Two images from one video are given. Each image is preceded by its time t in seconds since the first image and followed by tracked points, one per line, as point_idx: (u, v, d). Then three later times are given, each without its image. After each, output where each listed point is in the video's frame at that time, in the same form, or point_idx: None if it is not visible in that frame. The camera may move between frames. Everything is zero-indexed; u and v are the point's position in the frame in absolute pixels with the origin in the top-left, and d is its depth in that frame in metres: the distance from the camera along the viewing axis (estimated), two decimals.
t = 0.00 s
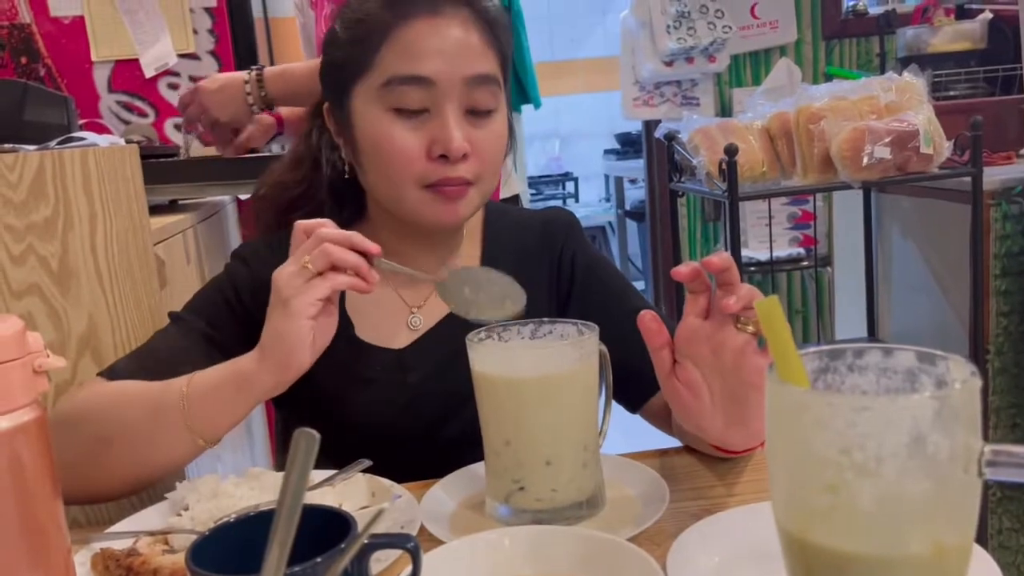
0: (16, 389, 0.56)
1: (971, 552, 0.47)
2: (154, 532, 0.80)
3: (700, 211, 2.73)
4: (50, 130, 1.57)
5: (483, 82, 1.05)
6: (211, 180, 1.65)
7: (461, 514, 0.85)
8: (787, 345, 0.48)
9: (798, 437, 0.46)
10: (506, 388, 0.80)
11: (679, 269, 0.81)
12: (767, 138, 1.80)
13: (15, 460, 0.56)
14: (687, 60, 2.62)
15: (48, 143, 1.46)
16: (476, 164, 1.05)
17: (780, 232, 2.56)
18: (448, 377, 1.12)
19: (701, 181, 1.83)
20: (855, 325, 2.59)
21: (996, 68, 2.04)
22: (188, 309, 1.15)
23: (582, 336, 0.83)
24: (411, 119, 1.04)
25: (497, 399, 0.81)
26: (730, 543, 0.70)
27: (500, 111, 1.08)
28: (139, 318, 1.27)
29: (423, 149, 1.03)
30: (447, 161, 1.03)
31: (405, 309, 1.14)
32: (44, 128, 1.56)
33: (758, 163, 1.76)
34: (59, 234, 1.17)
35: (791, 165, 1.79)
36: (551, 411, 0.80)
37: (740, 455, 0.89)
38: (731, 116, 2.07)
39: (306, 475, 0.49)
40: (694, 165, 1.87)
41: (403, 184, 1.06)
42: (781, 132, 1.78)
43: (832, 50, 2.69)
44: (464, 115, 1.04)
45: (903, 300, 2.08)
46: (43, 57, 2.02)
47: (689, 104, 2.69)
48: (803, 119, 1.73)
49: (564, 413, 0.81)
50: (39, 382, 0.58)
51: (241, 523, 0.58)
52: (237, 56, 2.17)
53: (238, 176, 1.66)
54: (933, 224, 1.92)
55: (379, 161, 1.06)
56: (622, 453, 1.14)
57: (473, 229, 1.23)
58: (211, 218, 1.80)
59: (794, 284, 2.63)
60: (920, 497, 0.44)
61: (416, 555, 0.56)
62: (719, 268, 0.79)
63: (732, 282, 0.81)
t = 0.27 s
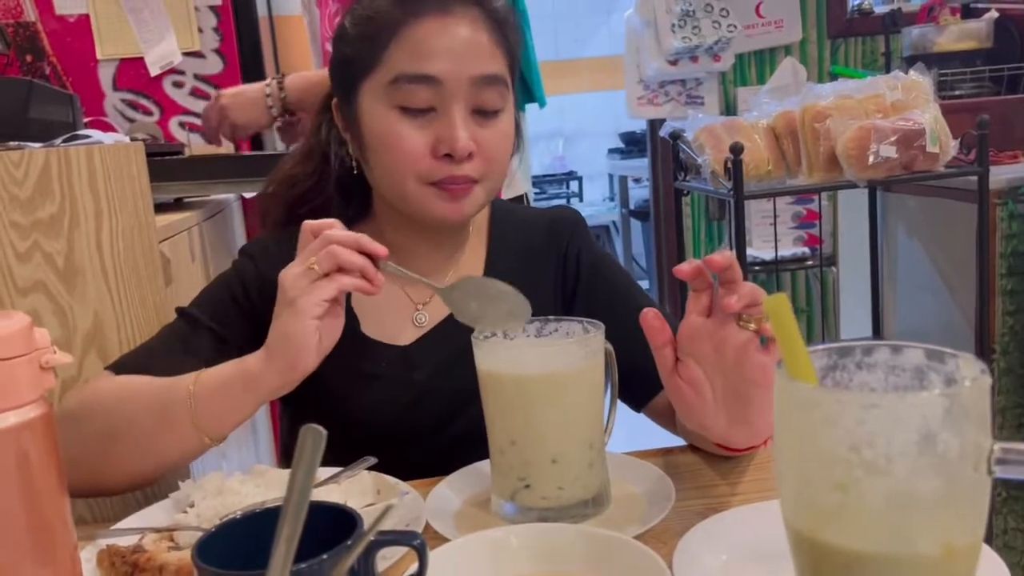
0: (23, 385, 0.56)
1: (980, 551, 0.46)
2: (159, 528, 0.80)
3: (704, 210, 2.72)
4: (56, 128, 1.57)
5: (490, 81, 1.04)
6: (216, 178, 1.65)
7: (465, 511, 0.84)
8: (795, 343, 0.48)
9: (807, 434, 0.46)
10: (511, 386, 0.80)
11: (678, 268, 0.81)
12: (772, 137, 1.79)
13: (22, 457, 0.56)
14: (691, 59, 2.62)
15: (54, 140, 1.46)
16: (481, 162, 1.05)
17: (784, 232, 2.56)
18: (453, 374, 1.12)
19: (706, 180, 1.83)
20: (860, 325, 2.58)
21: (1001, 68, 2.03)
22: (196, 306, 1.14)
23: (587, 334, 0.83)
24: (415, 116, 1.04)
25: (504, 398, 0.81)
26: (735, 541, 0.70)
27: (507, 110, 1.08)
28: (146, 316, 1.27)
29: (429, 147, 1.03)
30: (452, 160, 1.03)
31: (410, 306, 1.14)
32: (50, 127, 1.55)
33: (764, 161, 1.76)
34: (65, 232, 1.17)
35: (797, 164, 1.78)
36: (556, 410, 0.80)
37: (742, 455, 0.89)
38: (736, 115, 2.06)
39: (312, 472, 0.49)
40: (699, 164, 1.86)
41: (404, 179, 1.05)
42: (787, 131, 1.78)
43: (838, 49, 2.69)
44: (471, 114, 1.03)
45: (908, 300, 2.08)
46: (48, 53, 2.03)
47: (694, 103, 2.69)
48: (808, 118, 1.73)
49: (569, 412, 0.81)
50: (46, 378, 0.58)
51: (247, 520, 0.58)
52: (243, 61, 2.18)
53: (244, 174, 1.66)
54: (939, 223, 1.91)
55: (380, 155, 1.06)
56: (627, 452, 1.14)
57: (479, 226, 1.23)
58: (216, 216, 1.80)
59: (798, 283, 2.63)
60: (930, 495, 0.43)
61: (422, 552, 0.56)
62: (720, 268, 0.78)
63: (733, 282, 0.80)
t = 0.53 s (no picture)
0: (36, 378, 0.56)
1: (991, 546, 0.46)
2: (169, 522, 0.80)
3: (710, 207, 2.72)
4: (64, 125, 1.57)
5: (494, 77, 1.04)
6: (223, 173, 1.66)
7: (473, 507, 0.85)
8: (807, 336, 0.48)
9: (817, 428, 0.46)
10: (520, 381, 0.80)
11: (688, 266, 0.81)
12: (779, 134, 1.79)
13: (35, 449, 0.56)
14: (697, 57, 2.62)
15: (63, 136, 1.47)
16: (484, 157, 1.05)
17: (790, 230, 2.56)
18: (461, 369, 1.12)
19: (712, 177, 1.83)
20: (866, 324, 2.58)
21: (1008, 65, 2.02)
22: (205, 290, 1.14)
23: (596, 329, 0.83)
24: (419, 112, 1.04)
25: (513, 392, 0.81)
26: (743, 535, 0.70)
27: (511, 105, 1.08)
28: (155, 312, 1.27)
29: (432, 143, 1.03)
30: (456, 157, 1.04)
31: (418, 300, 1.15)
32: (59, 123, 1.56)
33: (770, 159, 1.75)
34: (74, 227, 1.18)
35: (803, 161, 1.77)
36: (565, 405, 0.80)
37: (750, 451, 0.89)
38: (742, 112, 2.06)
39: (325, 464, 0.49)
40: (705, 161, 1.86)
41: (410, 175, 1.06)
42: (793, 129, 1.77)
43: (844, 47, 2.69)
44: (474, 110, 1.04)
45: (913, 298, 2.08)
46: (54, 50, 2.03)
47: (700, 100, 2.68)
48: (815, 115, 1.73)
49: (578, 407, 0.81)
50: (58, 371, 0.58)
51: (259, 512, 0.59)
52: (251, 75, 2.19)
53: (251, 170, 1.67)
54: (947, 221, 1.91)
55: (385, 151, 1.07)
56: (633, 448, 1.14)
57: (486, 222, 1.23)
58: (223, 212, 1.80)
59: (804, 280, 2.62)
60: (942, 489, 0.43)
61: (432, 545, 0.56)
62: (731, 265, 0.78)
63: (744, 279, 0.80)
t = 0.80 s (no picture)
0: (51, 363, 0.55)
1: (1004, 532, 0.47)
2: (181, 510, 0.81)
3: (716, 203, 2.72)
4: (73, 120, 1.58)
5: (488, 66, 1.04)
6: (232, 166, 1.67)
7: (483, 497, 0.85)
8: (820, 322, 0.48)
9: (831, 414, 0.46)
10: (531, 371, 0.81)
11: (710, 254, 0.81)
12: (787, 129, 1.78)
13: (50, 436, 0.55)
14: (704, 53, 2.61)
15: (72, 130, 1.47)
16: (479, 147, 1.04)
17: (797, 226, 2.55)
18: (469, 360, 1.12)
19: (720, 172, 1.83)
20: (874, 321, 2.57)
21: (1017, 61, 2.00)
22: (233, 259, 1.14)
23: (606, 320, 0.83)
24: (411, 105, 1.04)
25: (524, 383, 0.81)
26: (751, 526, 0.70)
27: (508, 93, 1.07)
28: (170, 292, 1.26)
29: (425, 136, 1.03)
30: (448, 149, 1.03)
31: (430, 288, 1.15)
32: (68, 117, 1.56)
33: (778, 153, 1.75)
34: (84, 219, 1.18)
35: (812, 156, 1.77)
36: (575, 395, 0.81)
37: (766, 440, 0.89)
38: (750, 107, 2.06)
39: (341, 448, 0.49)
40: (713, 156, 1.86)
41: (411, 166, 1.06)
42: (801, 124, 1.77)
43: (852, 43, 2.68)
44: (468, 100, 1.04)
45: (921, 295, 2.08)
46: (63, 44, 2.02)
47: (706, 96, 2.68)
48: (823, 110, 1.73)
49: (588, 397, 0.81)
50: (73, 357, 0.57)
51: (272, 498, 0.59)
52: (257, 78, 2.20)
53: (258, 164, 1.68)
54: (956, 216, 1.91)
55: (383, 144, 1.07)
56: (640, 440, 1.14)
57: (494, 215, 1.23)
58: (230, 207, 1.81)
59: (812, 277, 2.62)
60: (957, 474, 0.43)
61: (445, 532, 0.56)
62: (753, 254, 0.79)
63: (765, 269, 0.81)
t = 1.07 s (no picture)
0: (56, 357, 0.55)
1: (1010, 528, 0.46)
2: (185, 504, 0.81)
3: (721, 199, 2.71)
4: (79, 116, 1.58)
5: (475, 42, 1.05)
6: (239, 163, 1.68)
7: (487, 492, 0.85)
8: (825, 317, 0.48)
9: (835, 410, 0.46)
10: (536, 367, 0.81)
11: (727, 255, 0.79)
12: (793, 125, 1.78)
13: (55, 431, 0.55)
14: (709, 49, 2.61)
15: (77, 125, 1.47)
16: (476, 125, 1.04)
17: (803, 223, 2.55)
18: (474, 354, 1.12)
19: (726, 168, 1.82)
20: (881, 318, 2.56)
21: None
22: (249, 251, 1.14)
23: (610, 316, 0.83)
24: (403, 90, 1.05)
25: (528, 379, 0.81)
26: (755, 522, 0.70)
27: (499, 72, 1.08)
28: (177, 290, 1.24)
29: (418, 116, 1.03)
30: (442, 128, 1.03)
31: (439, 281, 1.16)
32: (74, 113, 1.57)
33: (784, 149, 1.75)
34: (89, 214, 1.18)
35: (817, 152, 1.76)
36: (580, 391, 0.81)
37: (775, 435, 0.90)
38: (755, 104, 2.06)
39: (344, 444, 0.49)
40: (719, 153, 1.86)
41: (406, 154, 1.05)
42: (807, 120, 1.76)
43: (858, 39, 2.67)
44: (458, 79, 1.04)
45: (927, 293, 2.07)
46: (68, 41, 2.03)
47: (712, 93, 2.67)
48: (829, 106, 1.72)
49: (593, 393, 0.81)
50: (79, 351, 0.57)
51: (277, 491, 0.59)
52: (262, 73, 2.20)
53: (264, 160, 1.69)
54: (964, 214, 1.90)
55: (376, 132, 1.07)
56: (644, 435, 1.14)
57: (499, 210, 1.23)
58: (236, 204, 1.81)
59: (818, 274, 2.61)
60: (961, 470, 0.43)
61: (449, 527, 0.56)
62: (772, 254, 0.78)
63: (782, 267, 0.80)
